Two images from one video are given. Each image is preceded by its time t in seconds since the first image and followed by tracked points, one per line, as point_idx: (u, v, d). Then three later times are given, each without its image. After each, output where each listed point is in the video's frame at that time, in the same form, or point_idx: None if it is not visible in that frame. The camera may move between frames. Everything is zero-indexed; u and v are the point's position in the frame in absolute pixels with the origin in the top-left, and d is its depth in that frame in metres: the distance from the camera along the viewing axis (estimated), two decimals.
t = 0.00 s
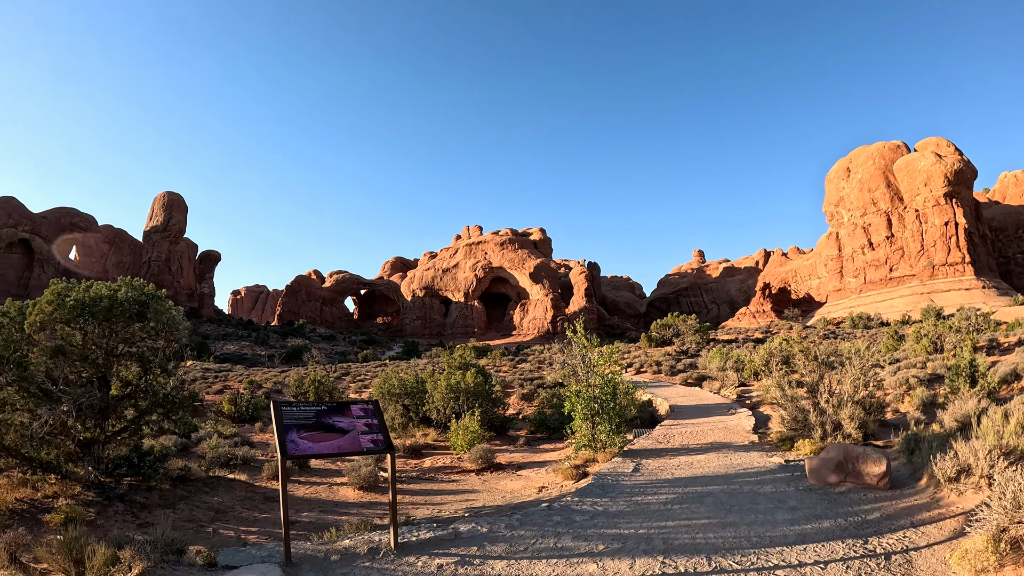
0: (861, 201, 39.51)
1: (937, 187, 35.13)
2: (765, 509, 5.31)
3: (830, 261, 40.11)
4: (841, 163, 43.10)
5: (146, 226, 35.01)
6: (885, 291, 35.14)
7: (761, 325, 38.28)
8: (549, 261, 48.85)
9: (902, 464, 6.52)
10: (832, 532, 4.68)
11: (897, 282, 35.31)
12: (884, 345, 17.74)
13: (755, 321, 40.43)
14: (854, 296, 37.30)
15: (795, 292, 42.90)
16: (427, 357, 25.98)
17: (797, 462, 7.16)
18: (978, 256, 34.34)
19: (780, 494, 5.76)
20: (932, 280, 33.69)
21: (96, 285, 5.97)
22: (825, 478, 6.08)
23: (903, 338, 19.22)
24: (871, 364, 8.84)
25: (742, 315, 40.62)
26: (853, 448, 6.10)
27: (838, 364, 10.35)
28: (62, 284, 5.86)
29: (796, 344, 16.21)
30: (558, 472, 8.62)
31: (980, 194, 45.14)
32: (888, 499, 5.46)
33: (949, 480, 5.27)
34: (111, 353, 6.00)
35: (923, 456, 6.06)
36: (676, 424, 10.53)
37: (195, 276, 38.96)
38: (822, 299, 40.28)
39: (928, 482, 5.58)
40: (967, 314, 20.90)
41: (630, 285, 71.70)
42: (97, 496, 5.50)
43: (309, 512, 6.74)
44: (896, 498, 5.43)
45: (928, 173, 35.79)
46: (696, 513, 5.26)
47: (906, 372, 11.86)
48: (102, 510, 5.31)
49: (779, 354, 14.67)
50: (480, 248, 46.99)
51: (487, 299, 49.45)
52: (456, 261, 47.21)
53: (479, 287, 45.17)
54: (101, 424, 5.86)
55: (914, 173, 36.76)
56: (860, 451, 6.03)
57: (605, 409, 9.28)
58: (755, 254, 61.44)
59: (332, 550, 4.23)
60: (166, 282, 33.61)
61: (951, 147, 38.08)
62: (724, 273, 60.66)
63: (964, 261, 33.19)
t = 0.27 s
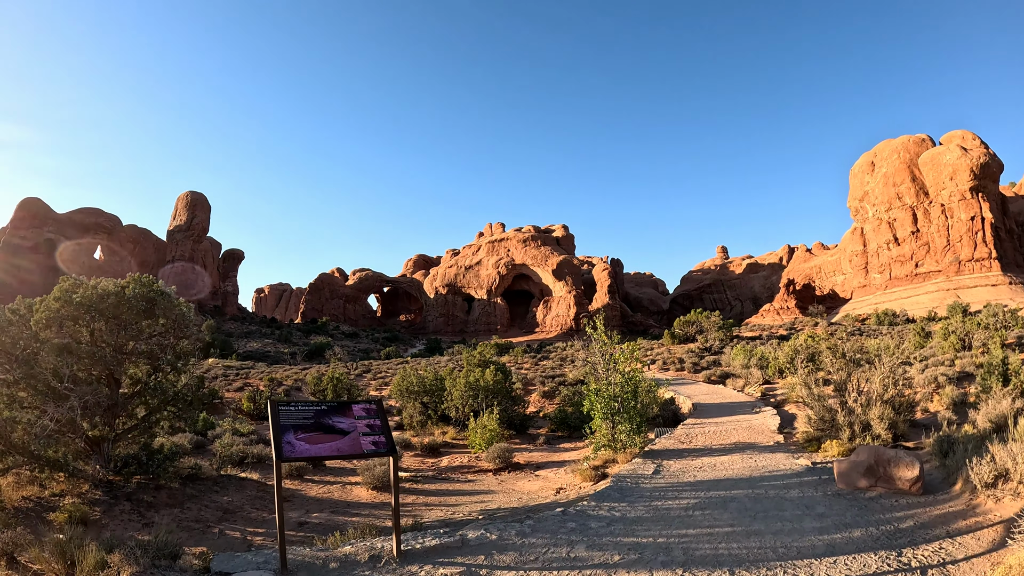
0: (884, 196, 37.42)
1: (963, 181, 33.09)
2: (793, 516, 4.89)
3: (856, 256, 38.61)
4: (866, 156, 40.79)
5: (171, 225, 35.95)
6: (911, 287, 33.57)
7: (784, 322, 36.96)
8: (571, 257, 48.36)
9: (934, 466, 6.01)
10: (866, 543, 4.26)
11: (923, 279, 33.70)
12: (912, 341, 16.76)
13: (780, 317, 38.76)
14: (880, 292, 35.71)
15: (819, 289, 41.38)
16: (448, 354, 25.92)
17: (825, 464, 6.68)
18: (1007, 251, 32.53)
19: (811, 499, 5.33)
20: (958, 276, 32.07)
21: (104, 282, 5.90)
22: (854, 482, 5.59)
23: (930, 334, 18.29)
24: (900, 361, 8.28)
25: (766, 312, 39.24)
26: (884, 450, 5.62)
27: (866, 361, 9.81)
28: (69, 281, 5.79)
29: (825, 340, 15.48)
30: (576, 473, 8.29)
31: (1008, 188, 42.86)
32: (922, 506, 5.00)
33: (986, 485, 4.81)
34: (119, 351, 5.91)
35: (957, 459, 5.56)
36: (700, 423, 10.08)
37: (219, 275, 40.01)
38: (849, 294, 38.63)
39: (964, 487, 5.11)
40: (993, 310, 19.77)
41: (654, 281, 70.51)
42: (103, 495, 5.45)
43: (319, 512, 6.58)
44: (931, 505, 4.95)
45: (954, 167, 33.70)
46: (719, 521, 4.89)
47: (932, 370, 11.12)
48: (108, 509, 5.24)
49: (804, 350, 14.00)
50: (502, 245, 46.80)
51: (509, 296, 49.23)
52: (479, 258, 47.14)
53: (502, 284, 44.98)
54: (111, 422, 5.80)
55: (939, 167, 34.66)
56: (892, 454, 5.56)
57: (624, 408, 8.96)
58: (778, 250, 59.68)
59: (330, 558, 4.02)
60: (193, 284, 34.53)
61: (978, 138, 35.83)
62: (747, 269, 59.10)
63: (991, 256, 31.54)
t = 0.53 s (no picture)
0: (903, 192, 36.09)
1: (982, 176, 32.06)
2: (811, 524, 4.56)
3: (874, 253, 37.08)
4: (884, 152, 39.51)
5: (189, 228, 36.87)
6: (931, 285, 32.21)
7: (803, 321, 35.50)
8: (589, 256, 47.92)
9: (959, 469, 5.61)
10: (890, 554, 3.93)
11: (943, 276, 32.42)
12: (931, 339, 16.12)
13: (798, 316, 37.16)
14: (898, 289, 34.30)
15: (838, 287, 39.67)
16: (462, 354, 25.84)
17: (846, 467, 6.29)
18: None
19: (832, 506, 4.98)
20: (979, 273, 30.95)
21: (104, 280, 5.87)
22: (876, 487, 5.21)
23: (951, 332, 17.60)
24: (923, 357, 7.83)
25: (783, 310, 37.67)
26: (907, 453, 5.24)
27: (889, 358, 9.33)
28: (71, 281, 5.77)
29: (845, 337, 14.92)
30: (588, 476, 8.01)
31: None
32: (948, 512, 4.62)
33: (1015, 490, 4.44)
34: (120, 350, 5.88)
35: (982, 462, 5.16)
36: (717, 424, 9.70)
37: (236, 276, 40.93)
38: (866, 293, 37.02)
39: (991, 492, 4.74)
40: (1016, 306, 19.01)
41: (671, 280, 69.45)
42: (103, 495, 5.41)
43: (324, 514, 6.46)
44: (957, 512, 4.59)
45: (973, 161, 32.66)
46: (733, 529, 4.58)
47: (953, 367, 10.60)
48: (107, 510, 5.19)
49: (823, 348, 13.48)
50: (519, 245, 46.59)
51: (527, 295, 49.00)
52: (496, 257, 47.02)
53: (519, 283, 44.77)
54: (113, 422, 5.77)
55: (957, 162, 33.60)
56: (916, 456, 5.18)
57: (637, 409, 8.68)
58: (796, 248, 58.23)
59: (318, 565, 3.86)
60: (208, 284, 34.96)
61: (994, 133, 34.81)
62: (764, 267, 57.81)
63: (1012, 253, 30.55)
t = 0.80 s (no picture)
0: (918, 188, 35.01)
1: (999, 171, 30.89)
2: (825, 535, 4.25)
3: (891, 251, 35.83)
4: (899, 148, 38.34)
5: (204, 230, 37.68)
6: (948, 283, 31.08)
7: (820, 319, 34.35)
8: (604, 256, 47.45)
9: (982, 471, 5.24)
10: (909, 569, 3.62)
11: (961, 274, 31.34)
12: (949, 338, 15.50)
13: (814, 314, 35.92)
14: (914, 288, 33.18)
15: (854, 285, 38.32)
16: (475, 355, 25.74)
17: (864, 471, 5.93)
18: None
19: (848, 514, 4.67)
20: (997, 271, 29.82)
21: (101, 282, 5.87)
22: (895, 493, 4.88)
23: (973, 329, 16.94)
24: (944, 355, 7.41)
25: (799, 308, 36.40)
26: (927, 457, 4.89)
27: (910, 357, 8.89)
28: (69, 283, 5.78)
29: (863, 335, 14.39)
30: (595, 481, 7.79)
31: None
32: (972, 522, 4.27)
33: None
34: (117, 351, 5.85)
35: (1006, 466, 4.79)
36: (730, 425, 9.37)
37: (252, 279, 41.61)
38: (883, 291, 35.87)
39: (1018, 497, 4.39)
40: None
41: (687, 279, 68.47)
42: (101, 498, 5.38)
43: (323, 518, 6.36)
44: (981, 521, 4.23)
45: (989, 157, 31.55)
46: (742, 540, 4.32)
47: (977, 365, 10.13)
48: (103, 513, 5.15)
49: (840, 347, 13.00)
50: (534, 245, 46.31)
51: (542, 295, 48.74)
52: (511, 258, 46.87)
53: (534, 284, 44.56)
54: (112, 424, 5.75)
55: (974, 157, 32.47)
56: (937, 461, 4.82)
57: (647, 411, 8.41)
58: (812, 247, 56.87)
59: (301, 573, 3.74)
60: (223, 285, 35.53)
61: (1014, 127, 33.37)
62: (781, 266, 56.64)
63: None
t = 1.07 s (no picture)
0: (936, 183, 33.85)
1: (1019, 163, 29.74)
2: (845, 545, 3.95)
3: (908, 247, 34.54)
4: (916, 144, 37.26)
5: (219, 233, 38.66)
6: (969, 279, 29.68)
7: (839, 317, 33.30)
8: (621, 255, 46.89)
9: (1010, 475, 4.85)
10: None
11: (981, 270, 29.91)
12: (972, 335, 14.88)
13: (832, 312, 34.79)
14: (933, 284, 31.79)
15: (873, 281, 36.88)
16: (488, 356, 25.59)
17: (886, 475, 5.56)
18: None
19: (871, 523, 4.33)
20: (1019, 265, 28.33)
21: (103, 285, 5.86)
22: (918, 499, 4.54)
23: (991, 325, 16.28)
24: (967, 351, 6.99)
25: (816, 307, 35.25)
26: (952, 460, 4.51)
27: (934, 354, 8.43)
28: (72, 285, 5.79)
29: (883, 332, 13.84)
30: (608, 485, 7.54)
31: None
32: (1001, 530, 3.92)
33: None
34: (121, 352, 5.84)
35: None
36: (747, 426, 9.01)
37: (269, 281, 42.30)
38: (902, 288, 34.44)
39: None
40: None
41: (704, 278, 67.32)
42: (101, 502, 5.35)
43: (327, 522, 6.25)
44: (1010, 529, 3.88)
45: (1009, 149, 30.50)
46: (757, 552, 4.03)
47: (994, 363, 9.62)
48: (103, 517, 5.12)
49: (860, 345, 12.48)
50: (550, 245, 46.04)
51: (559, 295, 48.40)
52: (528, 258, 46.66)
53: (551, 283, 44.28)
54: (115, 427, 5.74)
55: (993, 151, 31.45)
56: (963, 465, 4.42)
57: (660, 413, 8.12)
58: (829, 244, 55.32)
59: None
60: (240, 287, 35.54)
61: None
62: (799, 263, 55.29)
63: None
